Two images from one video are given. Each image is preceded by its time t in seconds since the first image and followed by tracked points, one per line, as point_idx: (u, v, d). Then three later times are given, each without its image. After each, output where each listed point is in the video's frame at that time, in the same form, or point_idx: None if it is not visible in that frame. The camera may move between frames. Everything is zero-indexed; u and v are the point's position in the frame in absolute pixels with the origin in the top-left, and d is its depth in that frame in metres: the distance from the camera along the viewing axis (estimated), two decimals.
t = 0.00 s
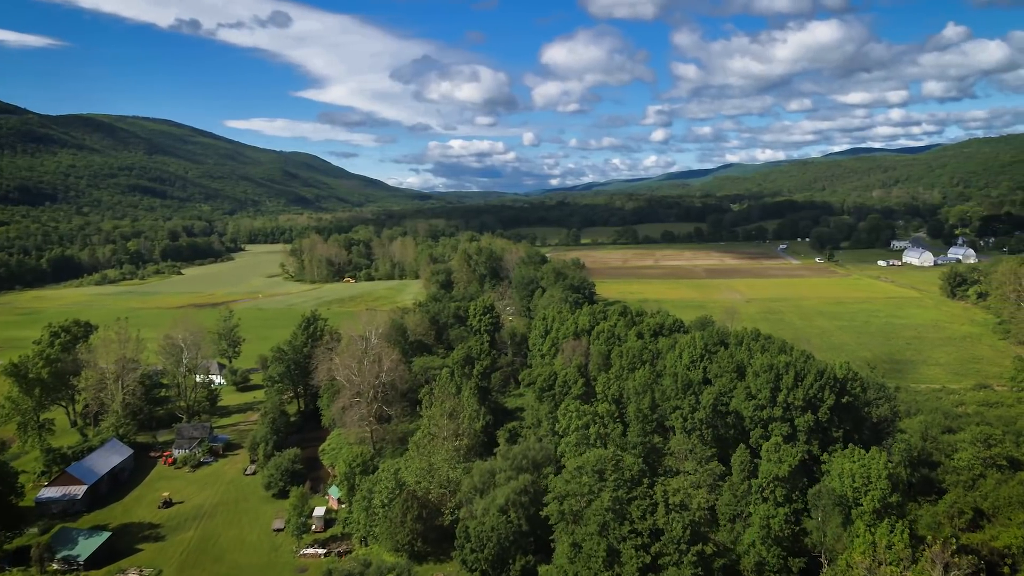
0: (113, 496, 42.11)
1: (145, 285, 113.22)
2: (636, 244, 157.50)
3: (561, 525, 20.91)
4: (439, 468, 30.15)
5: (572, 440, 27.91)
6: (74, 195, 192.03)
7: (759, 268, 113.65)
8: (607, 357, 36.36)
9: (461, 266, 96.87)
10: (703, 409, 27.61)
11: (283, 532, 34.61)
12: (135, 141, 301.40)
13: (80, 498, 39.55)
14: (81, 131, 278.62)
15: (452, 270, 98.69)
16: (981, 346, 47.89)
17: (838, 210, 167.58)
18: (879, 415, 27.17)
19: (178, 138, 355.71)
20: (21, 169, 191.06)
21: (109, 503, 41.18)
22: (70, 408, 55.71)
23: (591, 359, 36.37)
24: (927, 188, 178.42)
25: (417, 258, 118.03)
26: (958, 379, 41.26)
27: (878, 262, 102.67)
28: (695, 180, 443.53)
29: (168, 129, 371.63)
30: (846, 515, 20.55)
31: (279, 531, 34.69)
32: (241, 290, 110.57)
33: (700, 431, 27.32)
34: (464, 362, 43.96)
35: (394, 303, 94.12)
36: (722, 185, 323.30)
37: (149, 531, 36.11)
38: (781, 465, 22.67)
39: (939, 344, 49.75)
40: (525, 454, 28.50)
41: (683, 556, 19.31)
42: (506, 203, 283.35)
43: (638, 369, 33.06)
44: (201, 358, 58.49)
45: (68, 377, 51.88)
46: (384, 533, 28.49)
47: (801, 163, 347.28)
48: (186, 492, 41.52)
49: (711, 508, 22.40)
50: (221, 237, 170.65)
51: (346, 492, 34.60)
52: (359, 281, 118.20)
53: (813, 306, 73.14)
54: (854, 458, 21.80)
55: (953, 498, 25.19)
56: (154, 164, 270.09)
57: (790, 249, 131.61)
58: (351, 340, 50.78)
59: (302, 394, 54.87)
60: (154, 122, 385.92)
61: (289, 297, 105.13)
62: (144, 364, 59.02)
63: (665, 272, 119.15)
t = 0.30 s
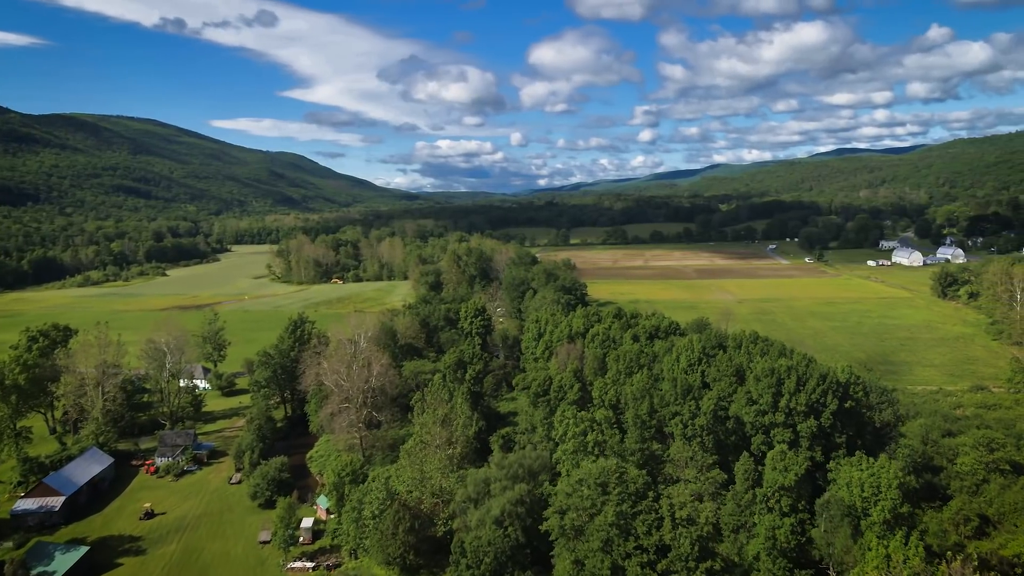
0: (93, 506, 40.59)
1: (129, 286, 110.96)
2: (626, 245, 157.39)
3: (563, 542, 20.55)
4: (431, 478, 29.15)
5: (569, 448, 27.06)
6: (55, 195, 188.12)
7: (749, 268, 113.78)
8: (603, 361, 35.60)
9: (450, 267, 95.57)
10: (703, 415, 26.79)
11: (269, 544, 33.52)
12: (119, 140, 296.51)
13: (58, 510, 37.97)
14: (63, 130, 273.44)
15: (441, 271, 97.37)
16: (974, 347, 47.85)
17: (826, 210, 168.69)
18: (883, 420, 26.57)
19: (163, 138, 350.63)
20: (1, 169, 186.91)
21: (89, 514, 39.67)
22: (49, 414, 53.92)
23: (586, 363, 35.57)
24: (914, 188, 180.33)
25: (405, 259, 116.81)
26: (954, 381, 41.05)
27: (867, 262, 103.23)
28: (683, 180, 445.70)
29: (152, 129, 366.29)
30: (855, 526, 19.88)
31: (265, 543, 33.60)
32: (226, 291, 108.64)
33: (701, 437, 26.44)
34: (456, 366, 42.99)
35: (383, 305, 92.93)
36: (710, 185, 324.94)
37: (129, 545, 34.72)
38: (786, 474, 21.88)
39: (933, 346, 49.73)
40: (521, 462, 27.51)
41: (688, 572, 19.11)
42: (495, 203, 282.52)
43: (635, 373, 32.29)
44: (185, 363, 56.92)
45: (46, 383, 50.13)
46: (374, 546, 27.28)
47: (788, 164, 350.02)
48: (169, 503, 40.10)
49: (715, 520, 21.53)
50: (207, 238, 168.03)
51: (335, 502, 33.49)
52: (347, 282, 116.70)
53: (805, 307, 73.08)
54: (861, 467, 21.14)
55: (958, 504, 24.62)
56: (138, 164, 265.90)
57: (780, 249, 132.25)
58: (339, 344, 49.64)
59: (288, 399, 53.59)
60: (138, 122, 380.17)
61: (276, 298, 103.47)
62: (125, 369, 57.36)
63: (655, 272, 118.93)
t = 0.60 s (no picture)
0: (72, 517, 39.06)
1: (113, 288, 108.63)
2: (616, 245, 157.22)
3: (565, 559, 19.94)
4: (425, 487, 28.06)
5: (567, 456, 26.34)
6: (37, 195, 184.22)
7: (739, 269, 113.90)
8: (599, 365, 34.84)
9: (440, 267, 94.27)
10: (705, 420, 25.99)
11: (256, 557, 32.45)
12: (102, 139, 291.51)
13: (34, 522, 36.42)
14: (45, 129, 268.17)
15: (431, 272, 96.14)
16: (969, 348, 47.75)
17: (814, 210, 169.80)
18: (888, 424, 25.95)
19: (147, 138, 345.39)
20: None
21: (68, 526, 38.13)
22: (27, 421, 52.12)
23: (582, 367, 34.75)
24: (901, 188, 182.01)
25: (394, 260, 115.57)
26: (951, 381, 40.86)
27: (856, 262, 103.81)
28: (671, 180, 447.65)
29: (136, 128, 360.86)
30: (866, 538, 19.23)
31: (252, 556, 32.54)
32: (212, 293, 106.74)
33: (704, 444, 25.61)
34: (449, 371, 42.01)
35: (372, 307, 91.75)
36: (698, 185, 326.38)
37: (109, 558, 33.34)
38: (793, 483, 21.16)
39: (927, 346, 49.74)
40: (517, 472, 26.60)
41: None
42: (484, 203, 281.68)
43: (633, 377, 31.53)
44: (169, 367, 55.36)
45: (23, 389, 48.36)
46: (364, 558, 25.98)
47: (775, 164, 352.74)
48: (151, 513, 38.73)
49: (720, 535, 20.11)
50: (192, 238, 165.33)
51: (324, 513, 32.43)
52: (336, 283, 115.16)
53: (797, 308, 72.98)
54: (870, 475, 20.51)
55: (965, 510, 24.02)
56: (122, 164, 261.63)
57: (769, 249, 132.78)
58: (328, 347, 48.48)
59: (275, 405, 52.34)
60: (121, 121, 374.32)
61: (262, 300, 101.82)
62: (106, 374, 55.66)
63: (646, 272, 118.75)
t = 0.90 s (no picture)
0: (48, 531, 37.41)
1: (94, 290, 105.97)
2: (605, 245, 156.88)
3: None
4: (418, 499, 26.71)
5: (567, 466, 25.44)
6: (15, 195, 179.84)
7: (729, 269, 113.90)
8: (596, 370, 33.94)
9: (429, 268, 93.07)
10: (708, 428, 25.11)
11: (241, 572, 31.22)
12: (83, 138, 285.93)
13: (7, 537, 34.74)
14: (23, 127, 262.20)
15: (419, 273, 94.95)
16: (962, 348, 47.61)
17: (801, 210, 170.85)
18: (893, 430, 25.21)
19: (129, 137, 339.56)
20: None
21: (43, 540, 36.51)
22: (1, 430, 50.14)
23: (578, 373, 33.78)
24: (886, 188, 183.74)
25: (382, 261, 114.08)
26: (947, 383, 40.58)
27: (845, 262, 104.25)
28: (658, 181, 449.54)
29: (118, 127, 354.70)
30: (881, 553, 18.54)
31: (237, 572, 31.30)
32: (196, 294, 104.60)
33: (708, 452, 24.68)
34: (441, 376, 40.91)
35: (360, 309, 90.29)
36: (685, 185, 327.69)
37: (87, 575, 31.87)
38: (803, 494, 20.37)
39: (921, 347, 49.61)
40: (515, 483, 25.51)
41: None
42: (472, 203, 280.47)
43: (631, 382, 30.64)
44: (150, 373, 53.62)
45: None
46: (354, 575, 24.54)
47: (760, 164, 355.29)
48: (131, 526, 37.17)
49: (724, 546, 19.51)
50: (176, 239, 162.27)
51: (312, 526, 31.22)
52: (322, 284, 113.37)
53: (788, 309, 72.81)
54: (884, 486, 19.90)
55: (972, 518, 23.49)
56: (103, 163, 256.77)
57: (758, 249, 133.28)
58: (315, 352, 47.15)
59: (261, 411, 50.94)
60: (102, 119, 367.60)
61: (247, 301, 99.94)
62: (85, 380, 53.75)
63: (636, 273, 118.42)
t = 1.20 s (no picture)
0: (24, 545, 35.89)
1: (76, 291, 103.53)
2: (595, 245, 156.50)
3: None
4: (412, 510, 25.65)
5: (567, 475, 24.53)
6: None
7: (719, 269, 113.84)
8: (593, 375, 33.10)
9: (418, 269, 91.96)
10: (711, 434, 24.32)
11: None
12: (66, 137, 280.84)
13: None
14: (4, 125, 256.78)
15: (409, 274, 93.87)
16: (957, 349, 47.46)
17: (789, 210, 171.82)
18: (899, 435, 24.54)
19: (112, 136, 334.22)
20: None
21: (19, 554, 35.00)
22: None
23: (575, 378, 32.90)
24: (874, 188, 185.14)
25: (370, 261, 112.62)
26: (944, 385, 40.29)
27: (835, 262, 104.60)
28: (647, 181, 451.09)
29: (101, 126, 349.13)
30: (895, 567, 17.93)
31: None
32: (181, 296, 102.63)
33: (711, 461, 23.85)
34: (433, 381, 39.93)
35: (350, 311, 88.94)
36: (673, 184, 328.74)
37: None
38: (814, 505, 19.70)
39: (916, 347, 49.47)
40: (512, 494, 24.56)
41: None
42: (461, 203, 279.20)
43: (629, 387, 29.81)
44: (133, 377, 51.95)
45: None
46: None
47: (748, 164, 357.68)
48: (112, 539, 35.83)
49: (733, 559, 18.84)
50: (161, 240, 159.55)
51: (301, 539, 30.09)
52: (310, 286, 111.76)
53: (780, 310, 72.67)
54: (896, 497, 19.34)
55: (980, 525, 22.91)
56: (87, 163, 252.32)
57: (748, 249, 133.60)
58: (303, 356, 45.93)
59: (247, 416, 49.66)
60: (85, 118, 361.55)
61: (233, 303, 98.13)
62: (65, 385, 52.00)
63: (627, 273, 118.12)
